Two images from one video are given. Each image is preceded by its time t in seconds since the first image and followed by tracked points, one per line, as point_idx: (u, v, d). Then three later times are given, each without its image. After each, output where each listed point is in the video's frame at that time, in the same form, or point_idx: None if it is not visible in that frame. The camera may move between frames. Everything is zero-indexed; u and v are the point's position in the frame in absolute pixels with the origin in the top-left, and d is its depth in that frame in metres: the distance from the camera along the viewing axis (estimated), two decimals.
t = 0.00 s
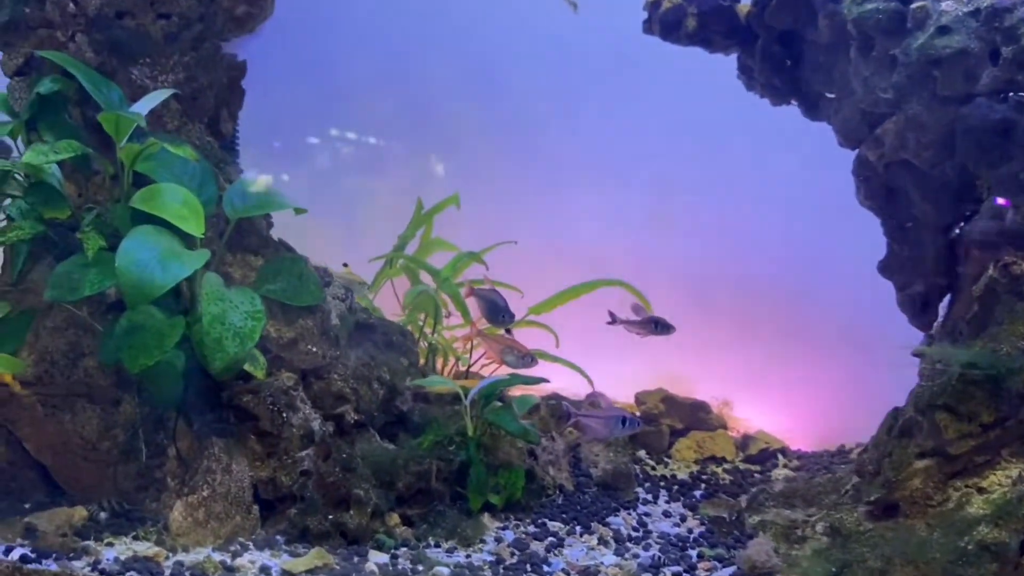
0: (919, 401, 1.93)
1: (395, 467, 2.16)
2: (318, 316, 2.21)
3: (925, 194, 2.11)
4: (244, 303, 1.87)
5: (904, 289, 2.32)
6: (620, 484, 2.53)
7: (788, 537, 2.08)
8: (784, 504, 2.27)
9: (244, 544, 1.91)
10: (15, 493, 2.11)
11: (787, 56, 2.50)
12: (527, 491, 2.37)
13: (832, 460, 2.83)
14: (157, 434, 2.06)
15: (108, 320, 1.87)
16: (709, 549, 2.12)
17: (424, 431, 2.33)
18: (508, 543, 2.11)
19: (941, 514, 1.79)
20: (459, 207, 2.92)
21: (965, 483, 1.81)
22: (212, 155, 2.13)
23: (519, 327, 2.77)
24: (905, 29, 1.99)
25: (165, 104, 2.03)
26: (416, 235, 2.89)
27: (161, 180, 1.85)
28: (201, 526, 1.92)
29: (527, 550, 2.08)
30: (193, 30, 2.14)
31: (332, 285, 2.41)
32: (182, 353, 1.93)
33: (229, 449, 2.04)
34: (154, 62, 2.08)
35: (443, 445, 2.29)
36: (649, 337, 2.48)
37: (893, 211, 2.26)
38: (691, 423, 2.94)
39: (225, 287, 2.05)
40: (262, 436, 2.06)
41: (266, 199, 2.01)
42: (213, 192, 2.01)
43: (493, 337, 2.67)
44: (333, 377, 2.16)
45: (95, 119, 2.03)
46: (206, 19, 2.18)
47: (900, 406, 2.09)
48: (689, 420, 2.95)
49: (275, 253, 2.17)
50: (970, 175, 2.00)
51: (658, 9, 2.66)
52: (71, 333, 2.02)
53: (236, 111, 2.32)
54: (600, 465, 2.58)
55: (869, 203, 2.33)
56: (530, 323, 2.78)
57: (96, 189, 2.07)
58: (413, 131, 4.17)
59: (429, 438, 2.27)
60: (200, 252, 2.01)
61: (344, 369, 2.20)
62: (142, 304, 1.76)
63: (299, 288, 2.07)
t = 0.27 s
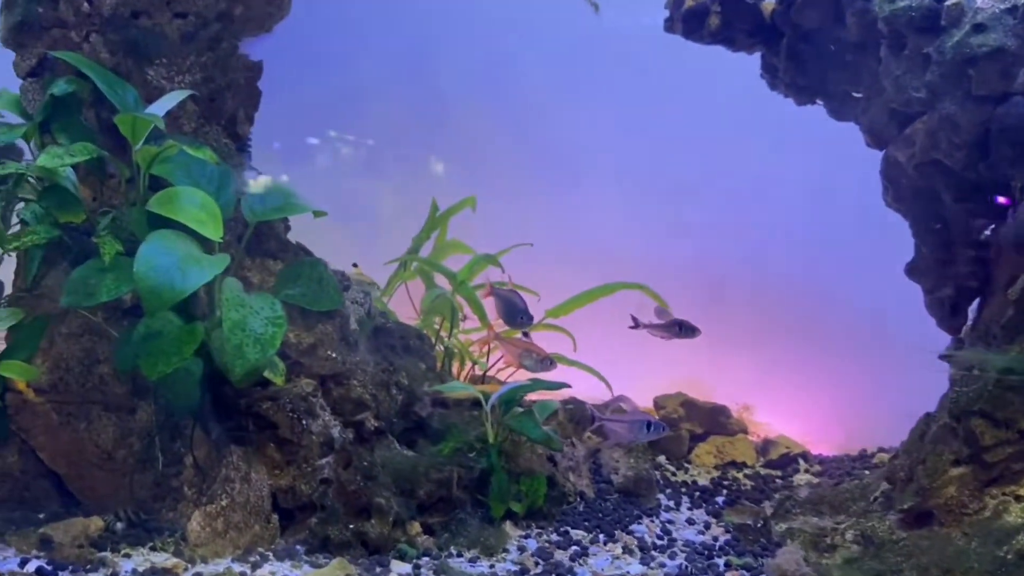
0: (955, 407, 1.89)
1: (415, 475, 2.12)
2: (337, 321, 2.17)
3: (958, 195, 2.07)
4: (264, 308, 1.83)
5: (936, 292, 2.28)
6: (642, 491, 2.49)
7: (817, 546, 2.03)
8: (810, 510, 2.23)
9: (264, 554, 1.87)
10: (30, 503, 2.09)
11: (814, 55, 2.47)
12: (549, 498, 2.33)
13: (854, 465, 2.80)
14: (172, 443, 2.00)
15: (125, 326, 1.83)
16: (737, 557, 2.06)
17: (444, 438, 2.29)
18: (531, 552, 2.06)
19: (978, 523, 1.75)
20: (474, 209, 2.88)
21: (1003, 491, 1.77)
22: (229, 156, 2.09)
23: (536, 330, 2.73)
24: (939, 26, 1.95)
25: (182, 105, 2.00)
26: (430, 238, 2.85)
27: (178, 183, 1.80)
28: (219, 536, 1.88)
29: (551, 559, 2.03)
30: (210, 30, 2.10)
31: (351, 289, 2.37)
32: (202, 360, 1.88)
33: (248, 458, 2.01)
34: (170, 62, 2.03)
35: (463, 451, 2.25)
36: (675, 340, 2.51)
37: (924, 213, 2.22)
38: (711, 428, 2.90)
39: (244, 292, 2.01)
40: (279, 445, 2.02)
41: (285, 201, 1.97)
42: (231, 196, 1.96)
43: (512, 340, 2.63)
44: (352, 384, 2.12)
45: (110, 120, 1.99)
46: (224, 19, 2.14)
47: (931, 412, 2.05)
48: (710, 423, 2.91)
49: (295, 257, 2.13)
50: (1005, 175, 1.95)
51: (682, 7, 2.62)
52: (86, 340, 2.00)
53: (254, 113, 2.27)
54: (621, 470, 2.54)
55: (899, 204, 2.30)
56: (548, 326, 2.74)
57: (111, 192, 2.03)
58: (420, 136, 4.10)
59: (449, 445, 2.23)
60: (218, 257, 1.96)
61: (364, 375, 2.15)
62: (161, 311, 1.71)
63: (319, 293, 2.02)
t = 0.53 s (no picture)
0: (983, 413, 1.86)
1: (434, 482, 2.09)
2: (354, 327, 2.15)
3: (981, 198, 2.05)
4: (282, 316, 1.81)
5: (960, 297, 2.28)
6: (659, 497, 2.47)
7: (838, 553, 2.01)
8: (831, 517, 2.20)
9: (282, 564, 1.84)
10: (44, 512, 2.07)
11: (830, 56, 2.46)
12: (567, 505, 2.30)
13: (871, 469, 2.78)
14: (188, 452, 1.99)
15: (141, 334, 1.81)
16: (758, 565, 2.03)
17: (461, 444, 2.26)
18: (550, 560, 2.04)
19: (1006, 531, 1.72)
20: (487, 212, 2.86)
21: None
22: (246, 161, 2.07)
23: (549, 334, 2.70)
24: (963, 27, 1.93)
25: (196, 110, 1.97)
26: (441, 241, 2.82)
27: (194, 189, 1.78)
28: (237, 546, 1.85)
29: (571, 568, 2.01)
30: (225, 34, 2.08)
31: (367, 295, 2.35)
32: (218, 368, 1.86)
33: (265, 467, 1.97)
34: (184, 67, 2.01)
35: (480, 458, 2.23)
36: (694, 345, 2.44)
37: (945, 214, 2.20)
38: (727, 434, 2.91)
39: (261, 299, 1.99)
40: (297, 453, 1.98)
41: (301, 207, 1.95)
42: (247, 202, 1.94)
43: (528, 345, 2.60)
44: (369, 391, 2.09)
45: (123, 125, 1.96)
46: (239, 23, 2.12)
47: (955, 417, 2.02)
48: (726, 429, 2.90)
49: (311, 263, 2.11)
50: None
51: (699, 8, 2.65)
52: (100, 347, 1.97)
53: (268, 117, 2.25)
54: (638, 476, 2.52)
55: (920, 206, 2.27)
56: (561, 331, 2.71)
57: (125, 198, 2.01)
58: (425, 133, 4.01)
59: (466, 452, 2.21)
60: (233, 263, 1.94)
61: (381, 382, 2.13)
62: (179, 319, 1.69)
63: (336, 300, 2.00)
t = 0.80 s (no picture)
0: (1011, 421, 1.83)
1: (448, 491, 2.04)
2: (367, 333, 2.11)
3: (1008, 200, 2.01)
4: (296, 322, 1.76)
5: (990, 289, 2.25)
6: (675, 505, 2.43)
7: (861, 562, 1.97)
8: (853, 525, 2.15)
9: None
10: (52, 524, 2.04)
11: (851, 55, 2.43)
12: (583, 513, 2.26)
13: (888, 475, 2.74)
14: (199, 460, 1.97)
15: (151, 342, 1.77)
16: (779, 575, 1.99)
17: (476, 452, 2.22)
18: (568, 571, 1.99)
19: None
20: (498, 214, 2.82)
21: None
22: (257, 164, 2.03)
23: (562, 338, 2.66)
24: (992, 27, 1.89)
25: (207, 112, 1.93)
26: (451, 243, 2.77)
27: (205, 193, 1.73)
28: (250, 557, 1.80)
29: None
30: (236, 34, 2.04)
31: (380, 299, 2.31)
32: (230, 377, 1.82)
33: (278, 477, 1.92)
34: (195, 68, 1.97)
35: (495, 466, 2.18)
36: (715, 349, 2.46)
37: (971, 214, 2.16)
38: (742, 439, 2.87)
39: (274, 305, 1.95)
40: (309, 462, 1.92)
41: (315, 211, 1.90)
42: (259, 207, 1.90)
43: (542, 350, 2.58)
44: (383, 398, 2.04)
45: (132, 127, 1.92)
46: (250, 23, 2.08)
47: (981, 424, 1.98)
48: (741, 434, 2.87)
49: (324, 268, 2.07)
50: None
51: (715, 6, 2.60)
52: (109, 355, 1.97)
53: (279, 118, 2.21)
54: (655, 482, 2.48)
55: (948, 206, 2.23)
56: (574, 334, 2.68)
57: (134, 202, 1.97)
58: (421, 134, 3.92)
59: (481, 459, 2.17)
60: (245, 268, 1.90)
61: (395, 388, 2.09)
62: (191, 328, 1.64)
63: (349, 306, 1.96)
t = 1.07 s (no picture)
0: None
1: (470, 502, 1.98)
2: (386, 341, 2.06)
3: None
4: (315, 331, 1.71)
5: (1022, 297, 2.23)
6: (699, 514, 2.38)
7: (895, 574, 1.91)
8: (884, 535, 2.08)
9: None
10: (63, 538, 2.02)
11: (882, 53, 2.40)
12: (606, 523, 2.20)
13: (914, 481, 2.69)
14: (213, 472, 1.91)
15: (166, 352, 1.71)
16: None
17: (496, 461, 2.16)
18: None
19: None
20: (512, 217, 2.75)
21: None
22: (273, 168, 1.97)
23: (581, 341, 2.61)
24: None
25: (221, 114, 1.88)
26: (465, 248, 2.71)
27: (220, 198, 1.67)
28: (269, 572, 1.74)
29: None
30: (250, 35, 1.99)
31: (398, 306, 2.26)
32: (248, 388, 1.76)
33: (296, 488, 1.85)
34: (208, 69, 1.92)
35: (517, 476, 2.12)
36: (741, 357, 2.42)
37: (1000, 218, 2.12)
38: (764, 445, 2.83)
39: (292, 313, 1.89)
40: (329, 473, 1.86)
41: (333, 216, 1.85)
42: (275, 210, 1.83)
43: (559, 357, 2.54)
44: (403, 407, 1.98)
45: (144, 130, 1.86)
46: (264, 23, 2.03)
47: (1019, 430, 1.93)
48: (762, 440, 2.83)
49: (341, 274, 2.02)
50: None
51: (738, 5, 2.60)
52: (120, 365, 1.90)
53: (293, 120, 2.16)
54: (678, 491, 2.42)
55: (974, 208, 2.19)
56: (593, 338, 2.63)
57: (147, 208, 1.92)
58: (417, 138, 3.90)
59: (502, 469, 2.11)
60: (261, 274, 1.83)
61: (414, 397, 2.03)
62: (211, 338, 1.56)
63: (368, 313, 1.90)
